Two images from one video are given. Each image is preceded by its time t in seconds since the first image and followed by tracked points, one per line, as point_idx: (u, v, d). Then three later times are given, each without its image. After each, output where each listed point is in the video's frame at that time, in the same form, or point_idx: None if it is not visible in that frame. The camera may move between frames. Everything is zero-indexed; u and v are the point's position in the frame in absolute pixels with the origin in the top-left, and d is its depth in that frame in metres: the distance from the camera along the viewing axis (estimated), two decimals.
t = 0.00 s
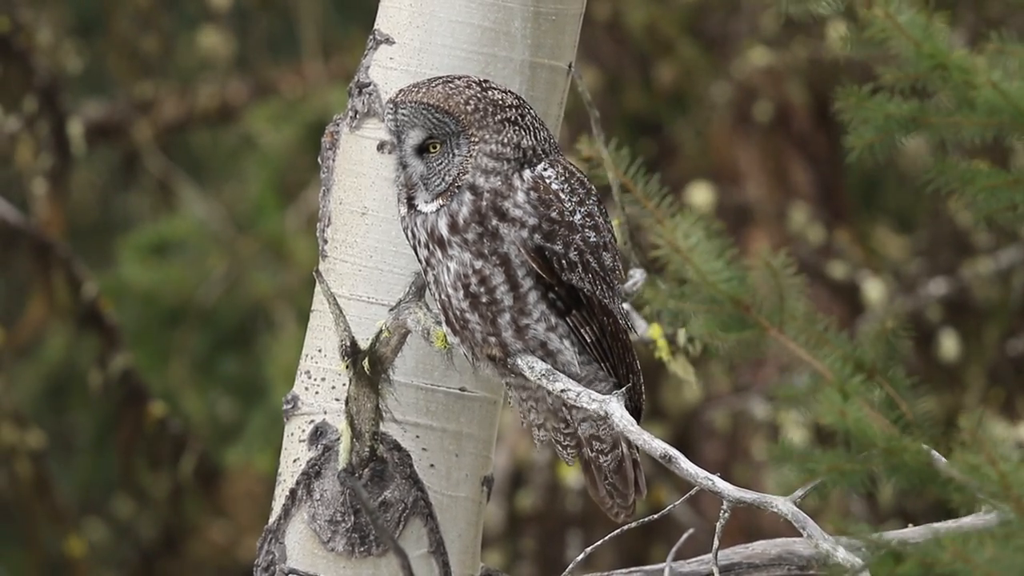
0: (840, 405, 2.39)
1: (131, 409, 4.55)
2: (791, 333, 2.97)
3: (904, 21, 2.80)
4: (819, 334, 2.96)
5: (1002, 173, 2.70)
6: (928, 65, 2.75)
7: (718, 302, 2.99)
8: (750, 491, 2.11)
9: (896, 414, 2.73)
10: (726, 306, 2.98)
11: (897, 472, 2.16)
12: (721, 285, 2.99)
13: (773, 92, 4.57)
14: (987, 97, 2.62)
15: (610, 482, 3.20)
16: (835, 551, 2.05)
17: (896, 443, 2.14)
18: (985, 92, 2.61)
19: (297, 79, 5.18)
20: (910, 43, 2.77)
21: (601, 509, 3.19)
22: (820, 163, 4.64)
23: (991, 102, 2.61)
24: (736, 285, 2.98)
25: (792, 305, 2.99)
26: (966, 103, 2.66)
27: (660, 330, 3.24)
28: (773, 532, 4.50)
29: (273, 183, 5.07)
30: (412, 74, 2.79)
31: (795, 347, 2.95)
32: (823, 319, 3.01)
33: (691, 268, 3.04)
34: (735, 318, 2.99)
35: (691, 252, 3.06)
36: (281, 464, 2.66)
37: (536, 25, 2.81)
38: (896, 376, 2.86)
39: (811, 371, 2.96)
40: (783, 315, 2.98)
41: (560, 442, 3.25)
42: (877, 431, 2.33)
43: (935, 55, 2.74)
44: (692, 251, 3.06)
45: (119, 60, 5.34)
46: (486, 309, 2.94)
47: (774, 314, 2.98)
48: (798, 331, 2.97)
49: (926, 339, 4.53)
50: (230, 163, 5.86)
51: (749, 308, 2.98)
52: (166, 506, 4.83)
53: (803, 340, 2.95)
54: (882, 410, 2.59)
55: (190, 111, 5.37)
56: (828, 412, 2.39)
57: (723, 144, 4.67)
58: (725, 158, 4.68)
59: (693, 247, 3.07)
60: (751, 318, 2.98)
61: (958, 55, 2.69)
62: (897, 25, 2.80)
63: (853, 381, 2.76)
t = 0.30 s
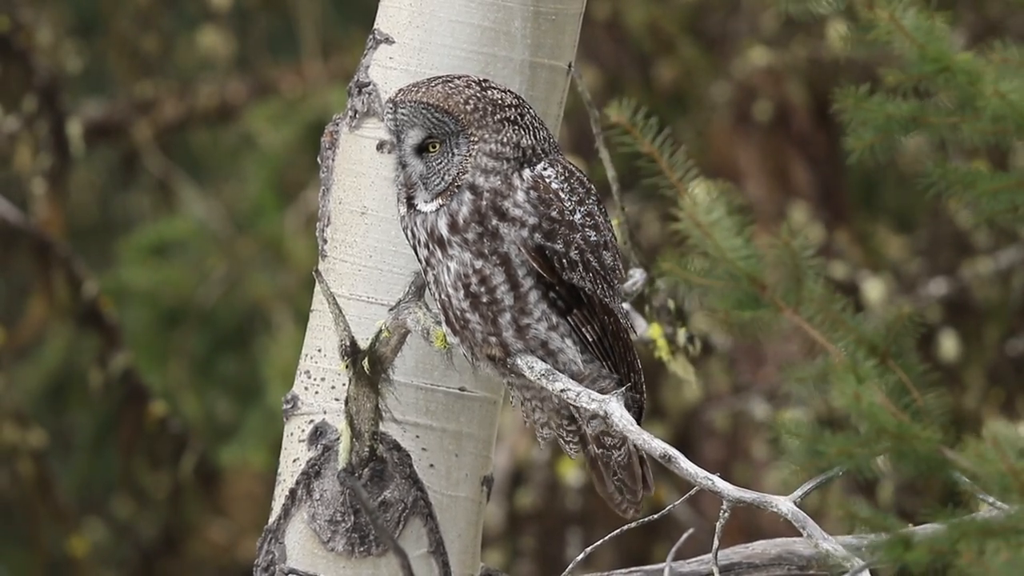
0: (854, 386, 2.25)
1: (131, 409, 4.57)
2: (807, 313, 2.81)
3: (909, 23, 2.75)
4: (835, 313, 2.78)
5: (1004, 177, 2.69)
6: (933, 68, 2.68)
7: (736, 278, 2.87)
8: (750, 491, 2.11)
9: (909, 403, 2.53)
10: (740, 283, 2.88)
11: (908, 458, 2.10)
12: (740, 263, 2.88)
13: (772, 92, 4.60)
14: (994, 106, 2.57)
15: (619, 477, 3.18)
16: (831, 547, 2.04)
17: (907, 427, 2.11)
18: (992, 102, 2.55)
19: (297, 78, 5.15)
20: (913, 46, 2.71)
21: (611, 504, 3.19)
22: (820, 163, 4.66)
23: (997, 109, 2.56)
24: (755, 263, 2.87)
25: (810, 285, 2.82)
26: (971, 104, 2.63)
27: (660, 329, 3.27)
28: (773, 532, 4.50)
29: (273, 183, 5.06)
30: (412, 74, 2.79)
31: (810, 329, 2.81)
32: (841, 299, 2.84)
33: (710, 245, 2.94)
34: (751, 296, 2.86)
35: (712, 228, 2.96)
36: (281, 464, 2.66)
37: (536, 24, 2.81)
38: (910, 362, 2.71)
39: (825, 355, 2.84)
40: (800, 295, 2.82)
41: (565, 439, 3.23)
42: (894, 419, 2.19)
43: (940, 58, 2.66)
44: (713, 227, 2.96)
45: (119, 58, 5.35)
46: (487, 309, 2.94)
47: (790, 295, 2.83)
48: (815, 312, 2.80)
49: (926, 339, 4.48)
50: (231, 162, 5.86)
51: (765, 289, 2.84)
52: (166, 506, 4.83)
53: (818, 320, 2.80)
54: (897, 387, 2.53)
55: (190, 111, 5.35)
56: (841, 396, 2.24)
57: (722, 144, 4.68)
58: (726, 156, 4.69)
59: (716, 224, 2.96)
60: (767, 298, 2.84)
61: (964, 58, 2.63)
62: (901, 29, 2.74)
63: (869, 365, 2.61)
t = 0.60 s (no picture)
0: (846, 410, 2.29)
1: (131, 408, 4.56)
2: (797, 333, 2.87)
3: (906, 44, 2.80)
4: (824, 331, 2.87)
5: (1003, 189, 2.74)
6: (934, 87, 2.76)
7: (722, 302, 2.93)
8: (750, 491, 2.11)
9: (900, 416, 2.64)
10: (731, 306, 2.93)
11: (903, 474, 2.13)
12: (726, 286, 2.93)
13: (772, 92, 4.61)
14: (992, 118, 2.65)
15: (616, 479, 3.17)
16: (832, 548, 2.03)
17: (904, 444, 2.13)
18: (990, 115, 2.64)
19: (297, 79, 5.14)
20: (910, 64, 2.78)
21: (609, 506, 3.18)
22: (820, 164, 4.64)
23: (995, 121, 2.65)
24: (742, 286, 2.92)
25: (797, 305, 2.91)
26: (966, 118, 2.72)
27: (661, 329, 3.24)
28: (773, 533, 4.50)
29: (273, 182, 5.04)
30: (411, 73, 2.79)
31: (800, 347, 2.86)
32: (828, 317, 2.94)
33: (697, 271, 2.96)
34: (741, 318, 2.93)
35: (698, 254, 2.99)
36: (281, 464, 2.66)
37: (536, 24, 2.81)
38: (900, 375, 2.77)
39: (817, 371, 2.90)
40: (788, 314, 2.89)
41: (561, 439, 3.23)
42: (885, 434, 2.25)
43: (940, 77, 2.74)
44: (699, 253, 2.98)
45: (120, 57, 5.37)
46: (487, 309, 2.94)
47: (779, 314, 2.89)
48: (803, 331, 2.87)
49: (928, 338, 4.50)
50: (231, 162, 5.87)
51: (753, 309, 2.91)
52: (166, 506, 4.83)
53: (808, 338, 2.86)
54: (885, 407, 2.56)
55: (189, 112, 5.36)
56: (834, 417, 2.29)
57: (722, 144, 4.72)
58: (726, 155, 4.73)
59: (701, 251, 2.99)
60: (756, 319, 2.91)
61: (963, 75, 2.70)
62: (899, 50, 2.80)
63: (861, 379, 2.71)
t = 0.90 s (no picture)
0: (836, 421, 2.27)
1: (131, 408, 4.54)
2: (789, 346, 2.87)
3: (911, 23, 2.73)
4: (817, 344, 2.83)
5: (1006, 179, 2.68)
6: (935, 68, 2.69)
7: (714, 317, 2.95)
8: (752, 491, 2.10)
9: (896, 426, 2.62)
10: (723, 320, 2.94)
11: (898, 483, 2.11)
12: (717, 302, 2.94)
13: (772, 92, 4.56)
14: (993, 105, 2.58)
15: (624, 475, 3.18)
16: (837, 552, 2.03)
17: (896, 454, 2.09)
18: (991, 101, 2.57)
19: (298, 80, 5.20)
20: (916, 45, 2.70)
21: (616, 502, 3.19)
22: (821, 164, 4.64)
23: (996, 108, 2.58)
24: (731, 300, 2.93)
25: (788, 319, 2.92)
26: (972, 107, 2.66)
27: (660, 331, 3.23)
28: (773, 533, 4.51)
29: (272, 181, 5.09)
30: (412, 74, 2.79)
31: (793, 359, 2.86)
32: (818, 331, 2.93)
33: (688, 287, 2.98)
34: (733, 332, 2.95)
35: (687, 269, 3.01)
36: (281, 465, 2.66)
37: (536, 25, 2.81)
38: (895, 386, 2.73)
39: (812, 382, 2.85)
40: (779, 328, 2.91)
41: (561, 438, 3.20)
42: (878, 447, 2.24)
43: (943, 58, 2.67)
44: (688, 268, 3.01)
45: (119, 59, 5.39)
46: (489, 310, 2.93)
47: (771, 329, 2.91)
48: (795, 344, 2.87)
49: (926, 339, 4.57)
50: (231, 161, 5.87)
51: (744, 323, 2.93)
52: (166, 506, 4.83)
53: (801, 351, 2.85)
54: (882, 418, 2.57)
55: (189, 112, 5.35)
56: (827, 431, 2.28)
57: (722, 142, 4.64)
58: (726, 156, 4.64)
59: (689, 266, 3.01)
60: (747, 332, 2.93)
61: (967, 58, 2.63)
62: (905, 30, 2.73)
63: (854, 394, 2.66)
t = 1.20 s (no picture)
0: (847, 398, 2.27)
1: (131, 407, 4.55)
2: (801, 324, 2.88)
3: (912, 12, 2.77)
4: (829, 324, 2.87)
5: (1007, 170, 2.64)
6: (935, 58, 2.75)
7: (726, 291, 2.92)
8: (751, 491, 2.10)
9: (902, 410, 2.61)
10: (733, 295, 2.91)
11: (903, 466, 2.08)
12: (730, 274, 2.90)
13: (772, 92, 4.57)
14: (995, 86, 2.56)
15: (620, 477, 3.17)
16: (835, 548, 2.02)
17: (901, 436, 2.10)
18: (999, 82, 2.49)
19: (297, 80, 5.20)
20: (916, 35, 2.76)
21: (612, 504, 3.18)
22: (820, 164, 4.66)
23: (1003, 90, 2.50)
24: (745, 274, 2.89)
25: (802, 296, 2.91)
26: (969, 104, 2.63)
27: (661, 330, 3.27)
28: (772, 533, 4.51)
29: (271, 182, 5.11)
30: (411, 74, 2.79)
31: (804, 339, 2.87)
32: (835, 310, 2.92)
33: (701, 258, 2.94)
34: (743, 308, 2.91)
35: (702, 240, 2.94)
36: (281, 465, 2.66)
37: (536, 25, 2.81)
38: (904, 370, 2.79)
39: (820, 363, 2.90)
40: (793, 306, 2.89)
41: (561, 437, 3.20)
42: (886, 425, 2.23)
43: (943, 48, 2.73)
44: (703, 239, 2.94)
45: (118, 60, 5.40)
46: (488, 309, 2.93)
47: (784, 305, 2.89)
48: (808, 322, 2.87)
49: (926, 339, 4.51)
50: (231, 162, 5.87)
51: (757, 300, 2.89)
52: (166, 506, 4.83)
53: (812, 330, 2.87)
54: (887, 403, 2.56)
55: (189, 112, 5.36)
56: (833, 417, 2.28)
57: (721, 141, 4.66)
58: (724, 155, 4.66)
59: (705, 236, 2.94)
60: (759, 309, 2.90)
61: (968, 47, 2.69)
62: (906, 18, 2.77)
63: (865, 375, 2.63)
